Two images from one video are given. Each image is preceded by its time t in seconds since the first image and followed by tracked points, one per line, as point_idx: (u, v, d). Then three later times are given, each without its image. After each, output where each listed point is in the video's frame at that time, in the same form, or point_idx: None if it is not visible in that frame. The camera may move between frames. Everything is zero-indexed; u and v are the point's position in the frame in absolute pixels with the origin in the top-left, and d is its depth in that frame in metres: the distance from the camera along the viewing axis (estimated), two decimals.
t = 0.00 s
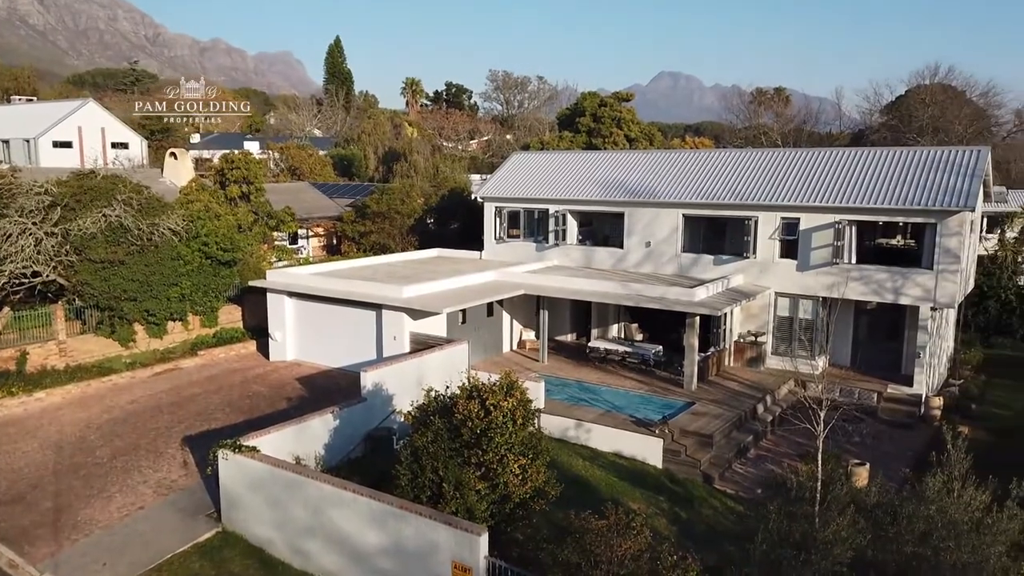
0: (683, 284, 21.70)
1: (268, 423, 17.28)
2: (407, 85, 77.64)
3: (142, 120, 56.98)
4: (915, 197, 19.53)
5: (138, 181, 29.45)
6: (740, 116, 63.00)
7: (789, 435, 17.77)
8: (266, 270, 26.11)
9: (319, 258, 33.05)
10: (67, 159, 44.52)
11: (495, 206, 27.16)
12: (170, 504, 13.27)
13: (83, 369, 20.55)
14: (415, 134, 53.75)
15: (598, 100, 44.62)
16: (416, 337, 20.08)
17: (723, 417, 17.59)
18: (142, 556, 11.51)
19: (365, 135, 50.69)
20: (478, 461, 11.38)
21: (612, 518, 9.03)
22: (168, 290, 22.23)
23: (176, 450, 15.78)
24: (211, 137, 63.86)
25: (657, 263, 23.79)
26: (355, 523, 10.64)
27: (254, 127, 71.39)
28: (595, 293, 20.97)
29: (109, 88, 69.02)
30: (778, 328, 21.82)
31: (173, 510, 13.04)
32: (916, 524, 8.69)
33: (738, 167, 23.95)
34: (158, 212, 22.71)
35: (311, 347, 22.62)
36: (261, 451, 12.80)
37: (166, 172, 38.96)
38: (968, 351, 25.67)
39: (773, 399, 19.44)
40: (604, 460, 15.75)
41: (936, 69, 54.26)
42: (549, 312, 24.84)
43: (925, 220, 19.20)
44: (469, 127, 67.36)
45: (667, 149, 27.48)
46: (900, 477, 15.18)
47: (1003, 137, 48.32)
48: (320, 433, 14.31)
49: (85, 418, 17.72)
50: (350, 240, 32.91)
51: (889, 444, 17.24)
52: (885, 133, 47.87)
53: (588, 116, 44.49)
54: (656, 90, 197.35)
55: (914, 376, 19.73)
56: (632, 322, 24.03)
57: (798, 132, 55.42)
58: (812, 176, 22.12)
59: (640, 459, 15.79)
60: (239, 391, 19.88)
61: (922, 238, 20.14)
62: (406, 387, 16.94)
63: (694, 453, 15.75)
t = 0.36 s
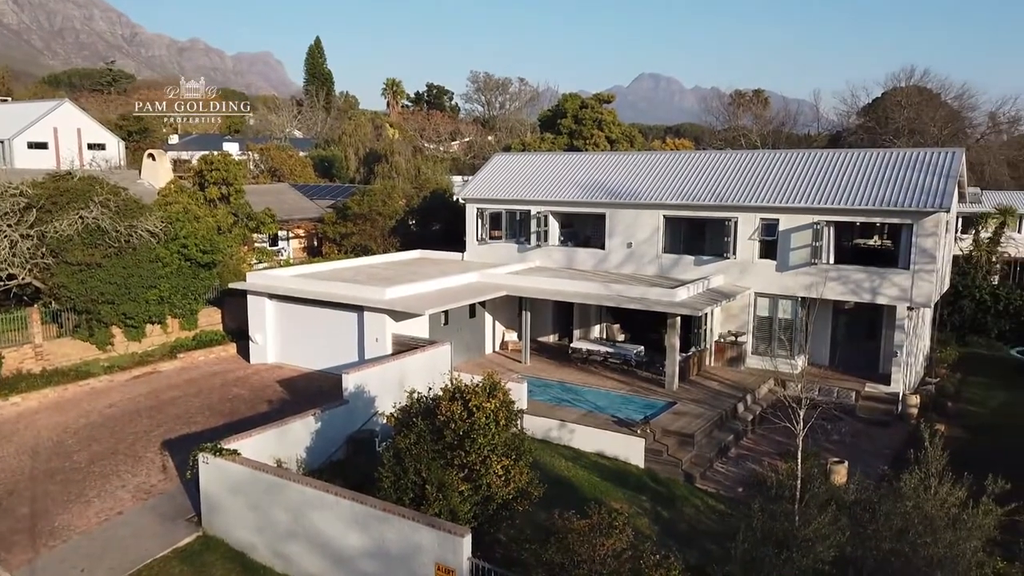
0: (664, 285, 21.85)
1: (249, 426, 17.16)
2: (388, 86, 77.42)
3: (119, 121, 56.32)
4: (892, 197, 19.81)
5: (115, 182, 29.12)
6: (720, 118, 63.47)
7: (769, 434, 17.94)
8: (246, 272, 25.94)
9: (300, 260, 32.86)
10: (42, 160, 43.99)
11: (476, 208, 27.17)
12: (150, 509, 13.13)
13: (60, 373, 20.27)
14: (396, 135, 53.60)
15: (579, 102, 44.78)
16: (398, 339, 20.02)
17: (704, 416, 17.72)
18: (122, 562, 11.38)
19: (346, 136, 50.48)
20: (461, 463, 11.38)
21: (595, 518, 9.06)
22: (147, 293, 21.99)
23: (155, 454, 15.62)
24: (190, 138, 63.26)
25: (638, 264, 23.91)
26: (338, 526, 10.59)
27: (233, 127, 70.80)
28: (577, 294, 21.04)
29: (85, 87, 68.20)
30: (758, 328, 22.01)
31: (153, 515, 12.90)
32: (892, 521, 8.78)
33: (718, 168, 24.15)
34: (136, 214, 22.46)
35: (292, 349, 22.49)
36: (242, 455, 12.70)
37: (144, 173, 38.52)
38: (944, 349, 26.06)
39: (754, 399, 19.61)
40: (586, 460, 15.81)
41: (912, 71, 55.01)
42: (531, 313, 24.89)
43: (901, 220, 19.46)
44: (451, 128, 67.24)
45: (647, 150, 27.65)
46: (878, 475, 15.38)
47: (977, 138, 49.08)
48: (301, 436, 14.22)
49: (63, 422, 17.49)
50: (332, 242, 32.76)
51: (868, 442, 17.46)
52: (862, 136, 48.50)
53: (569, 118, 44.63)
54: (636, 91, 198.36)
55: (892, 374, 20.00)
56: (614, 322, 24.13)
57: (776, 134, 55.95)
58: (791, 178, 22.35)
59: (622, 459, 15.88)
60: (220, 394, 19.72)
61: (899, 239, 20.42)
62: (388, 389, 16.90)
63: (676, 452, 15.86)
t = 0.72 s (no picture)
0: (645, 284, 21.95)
1: (228, 429, 17.02)
2: (369, 86, 77.08)
3: (95, 121, 55.62)
4: (869, 197, 20.05)
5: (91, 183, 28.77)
6: (700, 118, 63.85)
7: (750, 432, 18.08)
8: (225, 273, 25.74)
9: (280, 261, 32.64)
10: (17, 161, 43.52)
11: (457, 208, 27.12)
12: (128, 514, 12.98)
13: (35, 376, 19.97)
14: (377, 135, 53.40)
15: (560, 102, 44.87)
16: (380, 340, 19.94)
17: (685, 414, 17.83)
18: (99, 567, 11.24)
19: (326, 136, 50.21)
20: (443, 463, 11.36)
21: (577, 517, 9.09)
22: (124, 295, 21.77)
23: (133, 458, 15.44)
24: (168, 138, 62.61)
25: (620, 264, 24.00)
26: (319, 528, 10.53)
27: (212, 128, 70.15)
28: (558, 294, 21.08)
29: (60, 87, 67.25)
30: (738, 326, 22.18)
31: (131, 520, 12.76)
32: (870, 517, 8.92)
33: (698, 168, 24.29)
34: (112, 214, 22.22)
35: (272, 351, 22.32)
36: (221, 457, 12.59)
37: (121, 174, 38.04)
38: (920, 346, 26.42)
39: (734, 397, 19.76)
40: (568, 459, 15.84)
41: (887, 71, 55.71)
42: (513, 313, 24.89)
43: (878, 218, 19.71)
44: (431, 129, 67.10)
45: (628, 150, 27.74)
46: (857, 471, 15.56)
47: (952, 137, 49.76)
48: (282, 438, 14.13)
49: (38, 426, 17.24)
50: (312, 242, 32.56)
51: (846, 439, 17.65)
52: (839, 135, 49.01)
53: (550, 118, 44.68)
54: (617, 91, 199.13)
55: (870, 371, 20.23)
56: (596, 322, 24.20)
57: (755, 133, 56.40)
58: (770, 177, 22.53)
59: (604, 458, 15.94)
60: (199, 396, 19.54)
61: (876, 237, 20.66)
62: (370, 390, 16.83)
63: (658, 451, 15.96)
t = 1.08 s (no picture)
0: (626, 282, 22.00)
1: (208, 430, 16.83)
2: (349, 84, 76.62)
3: (70, 119, 54.81)
4: (847, 194, 20.25)
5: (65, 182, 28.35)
6: (680, 117, 64.14)
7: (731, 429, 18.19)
8: (204, 273, 25.47)
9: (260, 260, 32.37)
10: None
11: (439, 207, 27.04)
12: (105, 518, 12.78)
13: (9, 378, 19.60)
14: (358, 134, 53.10)
15: (541, 100, 44.87)
16: (361, 340, 19.83)
17: (667, 411, 17.89)
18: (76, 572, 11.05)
19: (306, 134, 49.84)
20: (425, 463, 11.32)
21: (558, 516, 9.10)
22: (101, 295, 21.49)
23: (110, 461, 15.22)
24: (145, 137, 61.86)
25: (601, 262, 24.04)
26: (300, 529, 10.44)
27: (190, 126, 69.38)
28: (540, 292, 21.08)
29: (34, 84, 66.15)
30: (718, 324, 22.32)
31: (108, 523, 12.57)
32: (849, 512, 9.01)
33: (679, 166, 24.39)
34: (88, 214, 21.97)
35: (252, 351, 22.12)
36: (200, 459, 12.45)
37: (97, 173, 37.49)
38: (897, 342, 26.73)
39: (715, 394, 19.88)
40: (551, 457, 15.84)
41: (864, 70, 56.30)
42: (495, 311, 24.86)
43: (856, 216, 19.90)
44: (412, 127, 66.84)
45: (609, 148, 27.79)
46: (836, 466, 15.70)
47: (927, 135, 50.43)
48: (262, 439, 14.00)
49: (13, 429, 16.94)
50: (292, 241, 32.31)
51: (825, 435, 17.82)
52: (817, 134, 49.45)
53: (531, 116, 44.63)
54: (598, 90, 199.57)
55: (848, 367, 20.43)
56: (578, 320, 24.23)
57: (735, 131, 56.75)
58: (749, 175, 22.68)
59: (586, 456, 15.96)
60: (178, 397, 19.32)
61: (854, 234, 20.86)
62: (351, 389, 16.73)
63: (639, 448, 16.01)
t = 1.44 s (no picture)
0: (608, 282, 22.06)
1: (187, 433, 16.66)
2: (330, 83, 76.14)
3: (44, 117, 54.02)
4: (824, 194, 20.45)
5: (40, 182, 27.93)
6: (660, 118, 64.44)
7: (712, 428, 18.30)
8: (182, 274, 25.18)
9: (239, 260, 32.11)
10: None
11: (420, 207, 26.96)
12: (82, 522, 12.60)
13: None
14: (338, 133, 52.82)
15: (523, 100, 44.86)
16: (342, 341, 19.71)
17: (649, 411, 17.96)
18: None
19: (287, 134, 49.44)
20: (407, 464, 11.28)
21: (541, 516, 9.10)
22: (77, 296, 21.22)
23: (87, 464, 15.00)
24: (122, 136, 61.11)
25: (583, 262, 24.09)
26: (281, 532, 10.36)
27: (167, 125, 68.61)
28: (522, 292, 21.09)
29: (7, 82, 65.08)
30: (699, 323, 22.45)
31: (85, 528, 12.39)
32: (830, 511, 9.10)
33: (660, 166, 24.50)
34: (63, 214, 21.69)
35: (232, 353, 21.93)
36: (179, 463, 12.30)
37: (73, 172, 36.95)
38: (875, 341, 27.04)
39: (696, 393, 19.99)
40: (533, 457, 15.85)
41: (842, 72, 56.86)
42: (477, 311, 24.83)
43: (834, 216, 20.09)
44: (393, 127, 66.56)
45: (591, 148, 27.85)
46: (815, 465, 15.85)
47: (904, 136, 51.00)
48: (242, 441, 13.88)
49: None
50: (272, 242, 32.07)
51: (805, 433, 17.99)
52: (796, 135, 49.87)
53: (513, 116, 44.60)
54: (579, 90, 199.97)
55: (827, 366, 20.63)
56: (559, 320, 24.27)
57: (714, 132, 57.09)
58: (729, 175, 22.83)
59: (569, 456, 15.99)
60: (157, 400, 19.10)
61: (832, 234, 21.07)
62: (332, 390, 16.63)
63: (621, 447, 16.06)
